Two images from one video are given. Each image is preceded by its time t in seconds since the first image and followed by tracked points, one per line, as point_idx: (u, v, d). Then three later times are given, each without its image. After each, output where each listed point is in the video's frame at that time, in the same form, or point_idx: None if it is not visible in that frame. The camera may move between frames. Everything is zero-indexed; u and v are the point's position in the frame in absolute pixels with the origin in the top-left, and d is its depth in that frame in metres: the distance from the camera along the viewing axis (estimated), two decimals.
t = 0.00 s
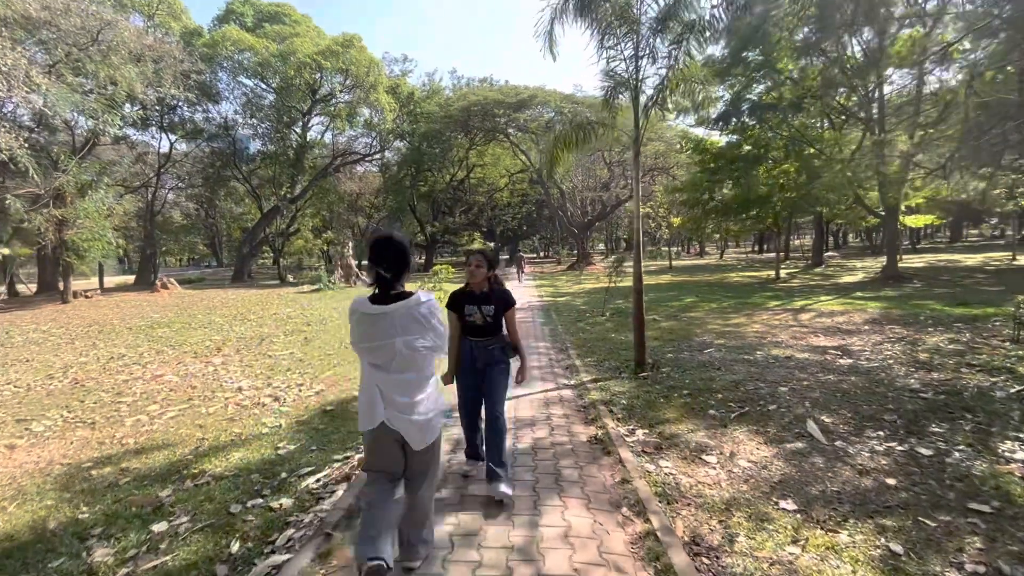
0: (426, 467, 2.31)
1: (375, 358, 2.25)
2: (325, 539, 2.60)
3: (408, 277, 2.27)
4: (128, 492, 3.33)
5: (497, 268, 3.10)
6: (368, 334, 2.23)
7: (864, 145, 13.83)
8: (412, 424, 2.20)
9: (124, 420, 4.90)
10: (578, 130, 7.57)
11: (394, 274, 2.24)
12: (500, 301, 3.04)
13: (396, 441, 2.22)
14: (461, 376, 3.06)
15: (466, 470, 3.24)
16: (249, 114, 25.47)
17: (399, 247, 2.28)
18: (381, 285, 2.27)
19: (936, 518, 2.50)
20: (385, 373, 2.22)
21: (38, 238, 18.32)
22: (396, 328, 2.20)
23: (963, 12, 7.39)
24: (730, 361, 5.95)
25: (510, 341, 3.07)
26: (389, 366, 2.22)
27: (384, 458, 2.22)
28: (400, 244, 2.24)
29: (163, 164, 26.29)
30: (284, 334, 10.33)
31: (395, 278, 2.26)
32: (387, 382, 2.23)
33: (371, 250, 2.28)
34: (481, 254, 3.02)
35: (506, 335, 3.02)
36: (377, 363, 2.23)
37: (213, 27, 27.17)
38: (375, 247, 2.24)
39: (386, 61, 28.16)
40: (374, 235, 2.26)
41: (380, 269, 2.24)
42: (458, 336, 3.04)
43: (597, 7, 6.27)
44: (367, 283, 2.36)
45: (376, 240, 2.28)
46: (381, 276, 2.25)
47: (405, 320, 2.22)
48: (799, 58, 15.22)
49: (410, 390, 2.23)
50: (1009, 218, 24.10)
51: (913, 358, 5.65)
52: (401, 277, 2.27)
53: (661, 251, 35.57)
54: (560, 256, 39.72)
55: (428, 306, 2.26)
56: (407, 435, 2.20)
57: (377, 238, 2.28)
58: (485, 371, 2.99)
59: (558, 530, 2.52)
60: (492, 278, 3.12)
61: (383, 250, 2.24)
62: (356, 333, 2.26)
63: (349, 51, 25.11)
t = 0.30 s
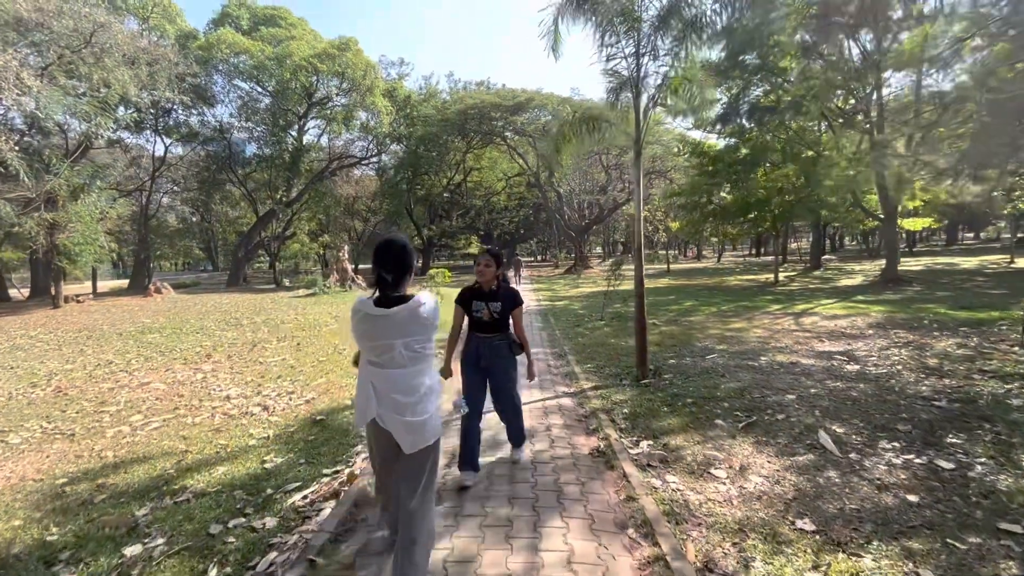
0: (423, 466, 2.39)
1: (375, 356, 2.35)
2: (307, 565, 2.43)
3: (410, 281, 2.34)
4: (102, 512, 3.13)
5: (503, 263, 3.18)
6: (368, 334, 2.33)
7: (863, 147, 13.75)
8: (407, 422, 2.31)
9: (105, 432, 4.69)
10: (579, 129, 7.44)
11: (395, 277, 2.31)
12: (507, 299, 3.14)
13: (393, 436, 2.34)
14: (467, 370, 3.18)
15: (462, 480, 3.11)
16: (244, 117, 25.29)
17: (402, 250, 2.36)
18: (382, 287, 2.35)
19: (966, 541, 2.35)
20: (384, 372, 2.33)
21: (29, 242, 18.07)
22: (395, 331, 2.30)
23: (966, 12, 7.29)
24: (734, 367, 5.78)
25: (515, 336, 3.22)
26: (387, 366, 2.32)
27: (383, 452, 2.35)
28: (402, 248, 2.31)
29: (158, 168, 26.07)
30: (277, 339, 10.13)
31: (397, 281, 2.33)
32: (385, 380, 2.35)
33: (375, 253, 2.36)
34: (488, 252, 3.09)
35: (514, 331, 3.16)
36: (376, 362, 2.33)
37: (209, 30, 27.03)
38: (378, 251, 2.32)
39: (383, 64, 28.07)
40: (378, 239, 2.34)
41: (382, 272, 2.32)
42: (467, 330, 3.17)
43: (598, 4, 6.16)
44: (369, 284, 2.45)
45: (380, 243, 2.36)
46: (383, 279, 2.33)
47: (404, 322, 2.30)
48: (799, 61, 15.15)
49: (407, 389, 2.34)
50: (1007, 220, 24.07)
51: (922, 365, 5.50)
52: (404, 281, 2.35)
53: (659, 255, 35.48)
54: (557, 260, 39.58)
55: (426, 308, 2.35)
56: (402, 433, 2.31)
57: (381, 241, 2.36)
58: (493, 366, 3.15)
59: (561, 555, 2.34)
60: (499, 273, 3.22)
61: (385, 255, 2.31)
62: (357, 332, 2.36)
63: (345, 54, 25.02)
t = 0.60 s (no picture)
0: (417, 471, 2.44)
1: (369, 364, 2.42)
2: None
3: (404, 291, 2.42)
4: (80, 532, 2.97)
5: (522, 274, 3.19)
6: (363, 343, 2.40)
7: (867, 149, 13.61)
8: (398, 430, 2.36)
9: (90, 444, 4.53)
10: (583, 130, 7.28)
11: (388, 288, 2.40)
12: (526, 308, 3.16)
13: (386, 442, 2.40)
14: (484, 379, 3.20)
15: (461, 496, 2.98)
16: (245, 121, 25.22)
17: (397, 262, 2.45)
18: (376, 297, 2.43)
19: (1005, 570, 2.18)
20: (377, 379, 2.40)
21: (28, 247, 17.93)
22: (386, 340, 2.36)
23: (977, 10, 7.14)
24: (741, 374, 5.61)
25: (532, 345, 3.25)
26: (380, 373, 2.38)
27: (376, 457, 2.42)
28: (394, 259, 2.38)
29: (158, 172, 26.01)
30: (274, 345, 9.97)
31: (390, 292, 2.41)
32: (378, 386, 2.41)
33: (371, 264, 2.46)
34: (506, 263, 3.09)
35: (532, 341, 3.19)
36: (370, 370, 2.40)
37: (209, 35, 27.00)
38: (372, 263, 2.40)
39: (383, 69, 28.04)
40: (374, 251, 2.44)
41: (376, 282, 2.41)
42: (485, 339, 3.17)
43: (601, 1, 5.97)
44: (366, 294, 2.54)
45: (376, 255, 2.45)
46: (377, 289, 2.41)
47: (396, 332, 2.36)
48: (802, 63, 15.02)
49: (399, 398, 2.38)
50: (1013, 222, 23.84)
51: (937, 371, 5.32)
52: (397, 291, 2.42)
53: (661, 258, 35.31)
54: (559, 264, 39.40)
55: (418, 318, 2.40)
56: (394, 440, 2.37)
57: (377, 253, 2.45)
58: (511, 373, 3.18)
59: None
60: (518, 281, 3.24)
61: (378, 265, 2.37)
62: (353, 341, 2.44)
63: (345, 58, 24.95)
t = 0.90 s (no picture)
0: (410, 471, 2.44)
1: (362, 363, 2.42)
2: None
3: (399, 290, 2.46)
4: (48, 556, 2.79)
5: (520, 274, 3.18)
6: (356, 341, 2.41)
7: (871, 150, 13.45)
8: (392, 428, 2.35)
9: (70, 456, 4.35)
10: (586, 130, 7.12)
11: (382, 286, 2.42)
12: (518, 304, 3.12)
13: (379, 442, 2.39)
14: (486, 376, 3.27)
15: (456, 518, 2.80)
16: (244, 125, 25.11)
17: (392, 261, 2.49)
18: (371, 296, 2.44)
19: None
20: (370, 379, 2.40)
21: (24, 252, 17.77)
22: (382, 338, 2.38)
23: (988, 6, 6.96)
24: (748, 380, 5.43)
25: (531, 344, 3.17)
26: (373, 373, 2.39)
27: (369, 458, 2.39)
28: (390, 258, 2.43)
29: (157, 176, 25.90)
30: (270, 350, 9.80)
31: (385, 291, 2.44)
32: (371, 385, 2.41)
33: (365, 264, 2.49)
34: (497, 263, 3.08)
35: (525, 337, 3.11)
36: (364, 369, 2.40)
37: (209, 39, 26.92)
38: (366, 262, 2.43)
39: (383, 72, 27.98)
40: (369, 249, 2.47)
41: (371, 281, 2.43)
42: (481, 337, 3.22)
43: None
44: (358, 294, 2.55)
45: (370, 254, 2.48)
46: (372, 288, 2.43)
47: (390, 330, 2.38)
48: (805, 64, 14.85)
49: (393, 397, 2.39)
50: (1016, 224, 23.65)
51: (952, 377, 5.13)
52: (392, 289, 2.45)
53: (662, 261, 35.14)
54: (559, 267, 39.23)
55: (414, 316, 2.43)
56: (388, 441, 2.36)
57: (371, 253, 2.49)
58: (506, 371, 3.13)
59: None
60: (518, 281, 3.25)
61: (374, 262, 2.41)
62: (346, 340, 2.44)
63: (344, 62, 24.86)
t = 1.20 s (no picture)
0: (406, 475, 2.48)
1: (356, 367, 2.46)
2: None
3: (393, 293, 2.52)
4: None
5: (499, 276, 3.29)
6: (351, 346, 2.45)
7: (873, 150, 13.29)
8: (389, 432, 2.40)
9: (41, 470, 4.14)
10: (586, 126, 6.97)
11: (378, 291, 2.47)
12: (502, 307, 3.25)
13: (375, 445, 2.43)
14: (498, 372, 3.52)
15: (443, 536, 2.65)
16: (240, 126, 24.87)
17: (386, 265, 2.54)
18: (365, 300, 2.50)
19: None
20: (365, 382, 2.44)
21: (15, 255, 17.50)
22: (377, 341, 2.42)
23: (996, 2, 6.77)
24: (751, 386, 5.24)
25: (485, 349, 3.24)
26: (369, 376, 2.43)
27: (364, 462, 2.43)
28: (385, 262, 2.49)
29: (151, 178, 25.67)
30: (262, 355, 9.58)
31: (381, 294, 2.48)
32: (366, 390, 2.44)
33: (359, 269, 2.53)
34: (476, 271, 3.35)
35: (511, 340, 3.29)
36: (358, 373, 2.43)
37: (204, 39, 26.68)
38: (360, 267, 2.47)
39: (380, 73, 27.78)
40: (362, 253, 2.51)
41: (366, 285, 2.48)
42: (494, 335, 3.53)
43: None
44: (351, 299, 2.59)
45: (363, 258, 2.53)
46: (367, 292, 2.47)
47: (386, 334, 2.43)
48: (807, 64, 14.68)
49: (389, 401, 2.43)
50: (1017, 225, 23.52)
51: (964, 382, 4.95)
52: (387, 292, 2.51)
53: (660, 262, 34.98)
54: (558, 268, 39.06)
55: (408, 319, 2.49)
56: (385, 444, 2.41)
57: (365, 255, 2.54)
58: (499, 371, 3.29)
59: None
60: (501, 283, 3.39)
61: (369, 267, 2.46)
62: (339, 345, 2.47)
63: (341, 63, 24.64)
